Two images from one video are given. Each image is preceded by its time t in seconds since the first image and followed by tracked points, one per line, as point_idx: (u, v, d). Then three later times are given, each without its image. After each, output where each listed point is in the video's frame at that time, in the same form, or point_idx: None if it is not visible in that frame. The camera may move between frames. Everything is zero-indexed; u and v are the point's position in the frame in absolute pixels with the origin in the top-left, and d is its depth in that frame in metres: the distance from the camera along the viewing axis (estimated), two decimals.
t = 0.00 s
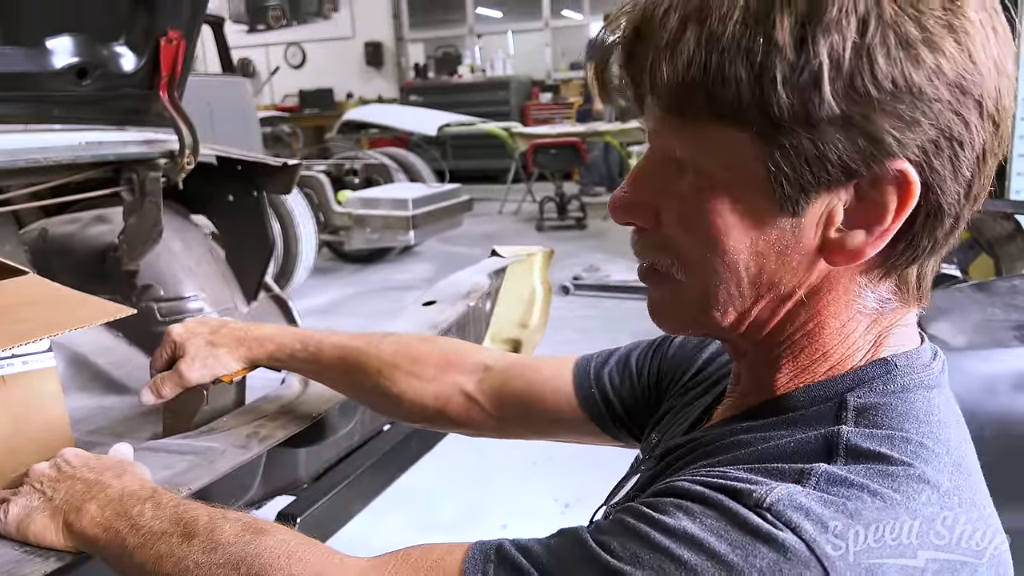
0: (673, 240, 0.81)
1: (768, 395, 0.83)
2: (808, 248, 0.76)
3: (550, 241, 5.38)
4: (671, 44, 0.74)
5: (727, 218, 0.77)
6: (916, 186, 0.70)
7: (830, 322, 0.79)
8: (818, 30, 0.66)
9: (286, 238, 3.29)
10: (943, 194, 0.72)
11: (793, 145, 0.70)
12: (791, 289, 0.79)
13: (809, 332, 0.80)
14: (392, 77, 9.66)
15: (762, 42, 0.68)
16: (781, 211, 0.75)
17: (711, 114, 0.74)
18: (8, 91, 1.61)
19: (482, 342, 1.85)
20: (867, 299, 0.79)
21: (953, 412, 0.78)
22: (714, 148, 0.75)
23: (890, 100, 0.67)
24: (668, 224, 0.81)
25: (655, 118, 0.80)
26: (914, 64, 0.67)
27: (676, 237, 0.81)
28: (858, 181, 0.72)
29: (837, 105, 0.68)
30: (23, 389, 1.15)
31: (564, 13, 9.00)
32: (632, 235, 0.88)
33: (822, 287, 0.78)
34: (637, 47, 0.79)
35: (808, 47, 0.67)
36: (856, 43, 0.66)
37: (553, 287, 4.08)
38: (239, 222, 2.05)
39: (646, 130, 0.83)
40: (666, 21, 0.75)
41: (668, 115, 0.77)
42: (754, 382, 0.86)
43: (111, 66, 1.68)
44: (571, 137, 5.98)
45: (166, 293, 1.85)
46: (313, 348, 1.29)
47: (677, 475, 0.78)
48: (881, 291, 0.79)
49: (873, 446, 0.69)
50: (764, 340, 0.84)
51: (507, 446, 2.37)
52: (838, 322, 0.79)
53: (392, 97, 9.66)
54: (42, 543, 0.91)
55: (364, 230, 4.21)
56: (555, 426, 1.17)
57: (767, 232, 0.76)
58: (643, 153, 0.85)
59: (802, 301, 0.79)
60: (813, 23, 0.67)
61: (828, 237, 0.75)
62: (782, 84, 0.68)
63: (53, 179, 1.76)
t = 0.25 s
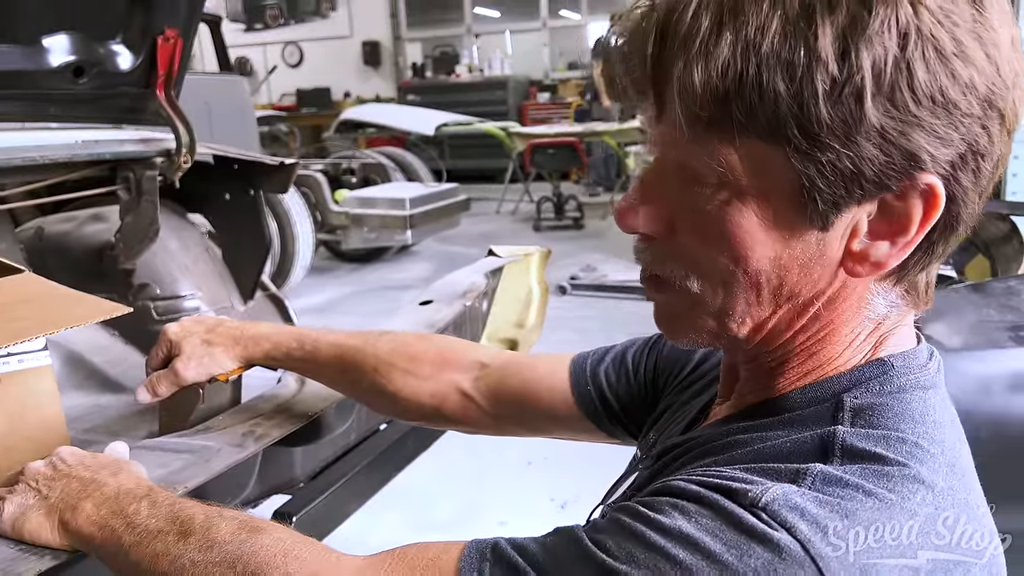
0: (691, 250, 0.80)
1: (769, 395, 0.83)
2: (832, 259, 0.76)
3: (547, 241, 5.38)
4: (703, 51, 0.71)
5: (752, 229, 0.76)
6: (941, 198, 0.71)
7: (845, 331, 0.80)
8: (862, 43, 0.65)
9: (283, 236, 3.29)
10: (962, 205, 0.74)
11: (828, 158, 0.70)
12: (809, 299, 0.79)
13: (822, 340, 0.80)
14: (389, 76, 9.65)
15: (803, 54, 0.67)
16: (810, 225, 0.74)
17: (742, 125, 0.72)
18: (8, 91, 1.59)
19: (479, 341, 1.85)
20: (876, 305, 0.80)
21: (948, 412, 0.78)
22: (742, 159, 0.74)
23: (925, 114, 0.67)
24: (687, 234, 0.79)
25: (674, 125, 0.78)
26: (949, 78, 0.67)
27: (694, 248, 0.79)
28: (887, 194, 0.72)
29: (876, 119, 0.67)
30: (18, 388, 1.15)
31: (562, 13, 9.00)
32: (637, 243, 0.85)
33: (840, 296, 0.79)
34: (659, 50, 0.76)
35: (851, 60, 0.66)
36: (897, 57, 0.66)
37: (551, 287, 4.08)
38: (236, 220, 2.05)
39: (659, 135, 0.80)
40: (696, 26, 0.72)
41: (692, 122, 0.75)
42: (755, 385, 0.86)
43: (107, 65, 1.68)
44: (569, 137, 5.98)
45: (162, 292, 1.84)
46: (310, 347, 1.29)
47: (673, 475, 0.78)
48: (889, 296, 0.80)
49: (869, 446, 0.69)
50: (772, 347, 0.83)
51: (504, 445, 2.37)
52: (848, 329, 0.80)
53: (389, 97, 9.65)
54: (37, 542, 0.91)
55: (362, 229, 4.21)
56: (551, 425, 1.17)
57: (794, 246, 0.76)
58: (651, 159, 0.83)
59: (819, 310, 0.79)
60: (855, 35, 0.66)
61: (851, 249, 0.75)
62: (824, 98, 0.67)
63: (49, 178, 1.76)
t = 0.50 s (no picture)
0: (689, 257, 0.79)
1: (766, 399, 0.83)
2: (830, 260, 0.76)
3: (546, 241, 5.37)
4: (698, 54, 0.71)
5: (751, 232, 0.75)
6: (937, 195, 0.72)
7: (842, 332, 0.80)
8: (858, 42, 0.65)
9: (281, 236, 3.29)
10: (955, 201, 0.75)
11: (827, 159, 0.69)
12: (806, 302, 0.79)
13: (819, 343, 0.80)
14: (388, 76, 9.65)
15: (800, 54, 0.67)
16: (810, 226, 0.74)
17: (740, 127, 0.72)
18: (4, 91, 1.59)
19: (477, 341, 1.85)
20: (871, 305, 0.80)
21: (944, 415, 0.78)
22: (740, 162, 0.74)
23: (921, 112, 0.68)
24: (684, 240, 0.78)
25: (670, 129, 0.77)
26: (943, 75, 0.67)
27: (692, 254, 0.78)
28: (884, 193, 0.72)
29: (874, 118, 0.67)
30: (15, 389, 1.14)
31: (561, 12, 8.99)
32: (630, 253, 0.84)
33: (837, 297, 0.79)
34: (651, 55, 0.76)
35: (848, 59, 0.66)
36: (893, 55, 0.66)
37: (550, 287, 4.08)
38: (234, 220, 2.05)
39: (652, 141, 0.80)
40: (689, 29, 0.72)
41: (688, 126, 0.75)
42: (751, 389, 0.86)
43: (105, 65, 1.68)
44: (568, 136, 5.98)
45: (160, 292, 1.83)
46: (307, 348, 1.29)
47: (669, 478, 0.78)
48: (884, 297, 0.80)
49: (864, 449, 0.69)
50: (769, 352, 0.83)
51: (502, 445, 2.37)
52: (845, 330, 0.80)
53: (388, 96, 9.65)
54: (33, 542, 0.91)
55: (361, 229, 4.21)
56: (548, 424, 1.17)
57: (793, 247, 0.75)
58: (644, 165, 0.82)
59: (816, 313, 0.79)
60: (852, 35, 0.66)
61: (849, 249, 0.75)
62: (822, 98, 0.67)
63: (46, 178, 1.76)
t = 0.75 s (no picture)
0: (675, 262, 0.79)
1: (762, 404, 0.82)
2: (819, 265, 0.76)
3: (546, 241, 5.37)
4: (679, 59, 0.71)
5: (738, 237, 0.75)
6: (926, 199, 0.72)
7: (834, 336, 0.79)
8: (840, 45, 0.66)
9: (282, 237, 3.29)
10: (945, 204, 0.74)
11: (811, 163, 0.70)
12: (796, 306, 0.79)
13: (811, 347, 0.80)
14: (389, 76, 9.65)
15: (781, 58, 0.67)
16: (796, 231, 0.74)
17: (723, 132, 0.72)
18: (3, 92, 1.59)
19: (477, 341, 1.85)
20: (864, 309, 0.80)
21: (942, 416, 0.78)
22: (725, 167, 0.74)
23: (907, 114, 0.68)
24: (671, 245, 0.78)
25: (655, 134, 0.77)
26: (928, 77, 0.67)
27: (679, 259, 0.78)
28: (871, 197, 0.72)
29: (858, 121, 0.67)
30: (15, 390, 1.14)
31: (562, 12, 8.99)
32: (620, 259, 0.84)
33: (828, 301, 0.79)
34: (634, 61, 0.76)
35: (829, 63, 0.66)
36: (875, 58, 0.66)
37: (550, 287, 4.08)
38: (234, 221, 2.05)
39: (638, 146, 0.80)
40: (671, 34, 0.72)
41: (671, 133, 0.75)
42: (747, 394, 0.86)
43: (105, 65, 1.68)
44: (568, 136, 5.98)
45: (160, 293, 1.83)
46: (307, 349, 1.29)
47: (666, 485, 0.78)
48: (877, 300, 0.80)
49: (862, 456, 0.69)
50: (763, 356, 0.83)
51: (502, 446, 2.37)
52: (838, 334, 0.80)
53: (388, 96, 9.65)
54: (33, 544, 0.91)
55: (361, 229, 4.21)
56: (548, 425, 1.17)
57: (780, 252, 0.75)
58: (631, 170, 0.82)
59: (807, 316, 0.79)
60: (832, 38, 0.66)
61: (838, 253, 0.75)
62: (804, 102, 0.67)
63: (47, 179, 1.76)
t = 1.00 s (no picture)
0: (665, 268, 0.79)
1: (757, 407, 0.82)
2: (806, 266, 0.75)
3: (547, 241, 5.37)
4: (660, 67, 0.72)
5: (725, 241, 0.75)
6: (914, 198, 0.71)
7: (826, 336, 0.79)
8: (818, 48, 0.66)
9: (282, 237, 3.28)
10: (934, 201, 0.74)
11: (794, 166, 0.69)
12: (787, 308, 0.78)
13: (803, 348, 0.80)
14: (390, 76, 9.66)
15: (759, 62, 0.67)
16: (782, 233, 0.74)
17: (705, 137, 0.72)
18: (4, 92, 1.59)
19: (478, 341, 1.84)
20: (857, 308, 0.80)
21: (940, 418, 0.78)
22: (709, 172, 0.74)
23: (890, 114, 0.67)
24: (659, 251, 0.79)
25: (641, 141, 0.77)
26: (910, 76, 0.67)
27: (667, 265, 0.79)
28: (858, 197, 0.72)
29: (840, 123, 0.67)
30: (15, 391, 1.14)
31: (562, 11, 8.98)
32: (612, 265, 0.84)
33: (819, 302, 0.78)
34: (617, 68, 0.77)
35: (807, 66, 0.66)
36: (854, 58, 0.66)
37: (551, 286, 4.08)
38: (233, 220, 2.05)
39: (627, 153, 0.80)
40: (652, 43, 0.72)
41: (657, 139, 0.75)
42: (743, 397, 0.85)
43: (105, 66, 1.68)
44: (569, 136, 5.98)
45: (160, 293, 1.83)
46: (307, 349, 1.28)
47: (664, 491, 0.78)
48: (871, 299, 0.80)
49: (859, 460, 0.69)
50: (757, 358, 0.83)
51: (502, 446, 2.36)
52: (830, 335, 0.79)
53: (389, 96, 9.65)
54: (32, 545, 0.91)
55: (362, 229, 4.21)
56: (548, 425, 1.17)
57: (767, 254, 0.75)
58: (622, 176, 0.83)
59: (798, 317, 0.79)
60: (810, 41, 0.66)
61: (826, 253, 0.75)
62: (784, 105, 0.67)
63: (47, 179, 1.76)
